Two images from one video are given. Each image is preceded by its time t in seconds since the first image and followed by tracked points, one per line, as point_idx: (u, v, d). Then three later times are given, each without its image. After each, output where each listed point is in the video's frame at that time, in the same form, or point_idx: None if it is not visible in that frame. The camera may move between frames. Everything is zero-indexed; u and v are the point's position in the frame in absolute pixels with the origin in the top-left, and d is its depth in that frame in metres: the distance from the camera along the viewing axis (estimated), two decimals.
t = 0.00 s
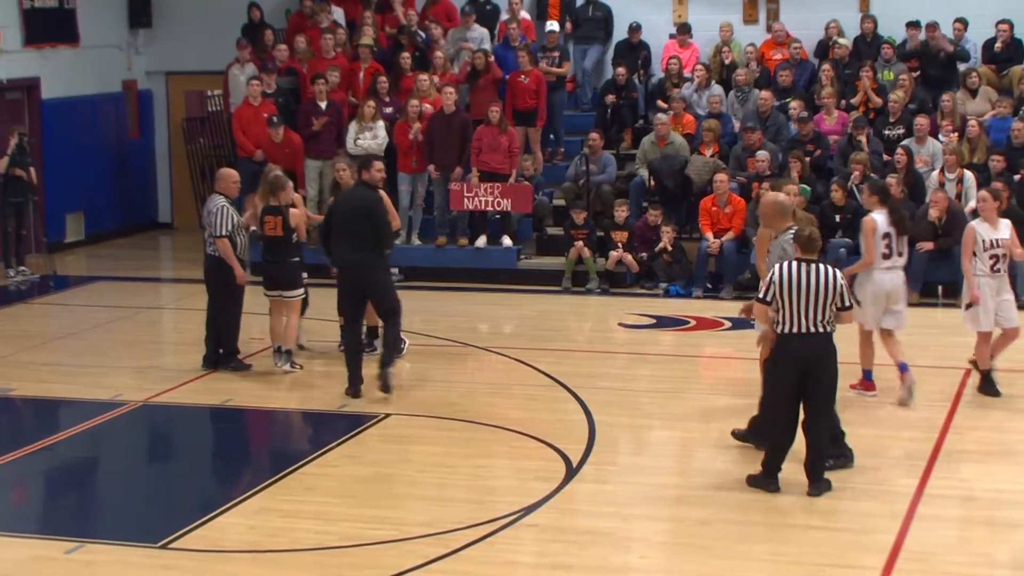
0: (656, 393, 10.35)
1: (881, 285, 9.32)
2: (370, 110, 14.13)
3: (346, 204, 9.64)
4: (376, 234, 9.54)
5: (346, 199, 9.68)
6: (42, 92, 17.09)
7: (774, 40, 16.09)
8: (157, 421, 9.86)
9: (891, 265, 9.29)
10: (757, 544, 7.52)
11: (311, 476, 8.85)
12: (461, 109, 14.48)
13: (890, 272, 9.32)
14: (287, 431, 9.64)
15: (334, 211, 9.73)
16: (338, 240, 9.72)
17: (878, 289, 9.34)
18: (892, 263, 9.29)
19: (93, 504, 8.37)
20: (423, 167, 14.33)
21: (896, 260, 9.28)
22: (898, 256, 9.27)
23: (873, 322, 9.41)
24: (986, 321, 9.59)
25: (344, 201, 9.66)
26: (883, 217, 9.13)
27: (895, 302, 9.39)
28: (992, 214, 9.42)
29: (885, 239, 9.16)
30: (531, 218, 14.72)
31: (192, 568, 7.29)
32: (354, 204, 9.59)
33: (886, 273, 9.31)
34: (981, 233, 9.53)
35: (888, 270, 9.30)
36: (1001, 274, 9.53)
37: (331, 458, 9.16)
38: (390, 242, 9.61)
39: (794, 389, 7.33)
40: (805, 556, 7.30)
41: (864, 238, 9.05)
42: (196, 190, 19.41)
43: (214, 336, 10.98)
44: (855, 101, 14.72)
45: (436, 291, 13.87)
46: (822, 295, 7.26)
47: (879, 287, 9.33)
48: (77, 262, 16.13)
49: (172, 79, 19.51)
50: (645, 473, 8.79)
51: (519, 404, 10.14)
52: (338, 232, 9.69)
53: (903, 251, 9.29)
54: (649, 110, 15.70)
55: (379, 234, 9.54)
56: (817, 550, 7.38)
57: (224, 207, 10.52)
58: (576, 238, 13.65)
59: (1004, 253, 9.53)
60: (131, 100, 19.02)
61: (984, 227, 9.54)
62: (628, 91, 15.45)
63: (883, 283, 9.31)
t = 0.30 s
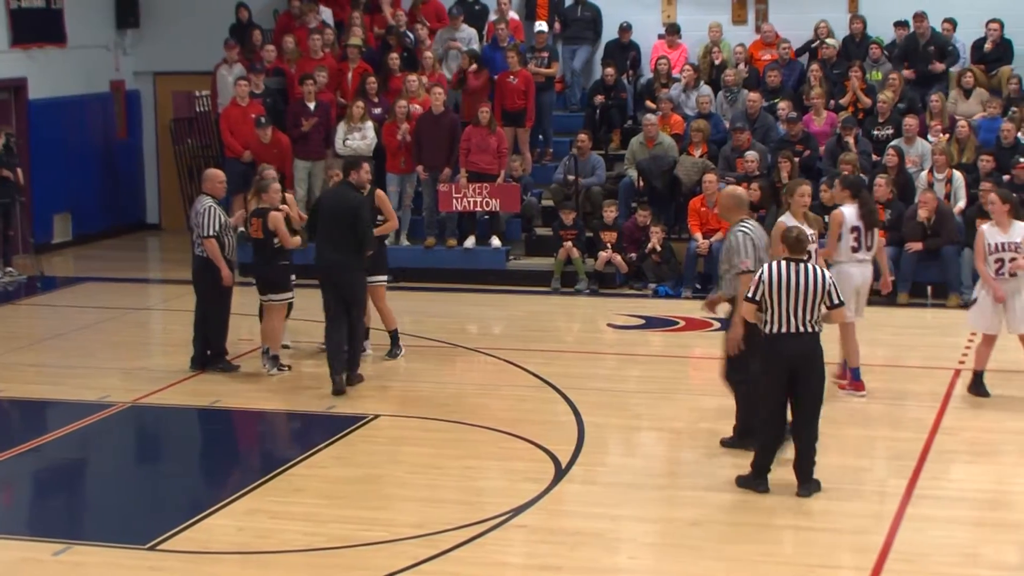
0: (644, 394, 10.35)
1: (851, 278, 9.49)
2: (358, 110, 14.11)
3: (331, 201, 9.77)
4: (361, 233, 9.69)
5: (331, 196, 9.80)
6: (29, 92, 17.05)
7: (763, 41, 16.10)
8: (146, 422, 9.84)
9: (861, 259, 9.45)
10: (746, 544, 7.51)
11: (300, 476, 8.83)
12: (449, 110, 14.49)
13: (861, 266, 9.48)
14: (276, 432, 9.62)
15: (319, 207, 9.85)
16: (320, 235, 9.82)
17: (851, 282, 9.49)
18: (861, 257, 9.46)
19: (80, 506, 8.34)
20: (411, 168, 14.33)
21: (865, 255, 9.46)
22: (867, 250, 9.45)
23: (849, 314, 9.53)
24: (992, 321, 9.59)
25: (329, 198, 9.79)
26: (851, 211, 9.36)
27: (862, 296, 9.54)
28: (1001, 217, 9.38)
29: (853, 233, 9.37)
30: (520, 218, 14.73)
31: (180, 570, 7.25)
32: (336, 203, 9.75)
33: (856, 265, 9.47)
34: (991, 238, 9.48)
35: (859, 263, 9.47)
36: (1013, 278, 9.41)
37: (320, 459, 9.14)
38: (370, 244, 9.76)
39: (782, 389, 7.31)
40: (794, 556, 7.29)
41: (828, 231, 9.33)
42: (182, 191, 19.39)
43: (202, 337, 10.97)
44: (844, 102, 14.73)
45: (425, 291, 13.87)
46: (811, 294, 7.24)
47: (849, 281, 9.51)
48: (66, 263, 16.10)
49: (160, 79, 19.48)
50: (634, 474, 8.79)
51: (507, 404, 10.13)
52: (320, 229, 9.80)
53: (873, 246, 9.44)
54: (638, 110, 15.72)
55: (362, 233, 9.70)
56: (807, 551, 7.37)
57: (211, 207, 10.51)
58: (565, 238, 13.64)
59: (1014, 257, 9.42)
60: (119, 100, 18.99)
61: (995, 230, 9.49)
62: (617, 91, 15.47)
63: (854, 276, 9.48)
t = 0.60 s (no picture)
0: (632, 395, 10.35)
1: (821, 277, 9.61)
2: (346, 111, 14.12)
3: (318, 196, 10.01)
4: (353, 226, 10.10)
5: (316, 190, 10.04)
6: (15, 93, 17.03)
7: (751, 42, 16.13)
8: (133, 424, 9.82)
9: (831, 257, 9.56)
10: (734, 545, 7.51)
11: (287, 478, 8.82)
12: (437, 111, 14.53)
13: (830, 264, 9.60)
14: (263, 434, 9.61)
15: (303, 203, 10.03)
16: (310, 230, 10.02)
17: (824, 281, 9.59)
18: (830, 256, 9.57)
19: (67, 508, 8.32)
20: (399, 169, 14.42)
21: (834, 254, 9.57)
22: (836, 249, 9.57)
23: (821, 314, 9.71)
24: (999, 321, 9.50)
25: (316, 193, 10.02)
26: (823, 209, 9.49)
27: (833, 298, 9.59)
28: (1010, 220, 9.29)
29: (823, 230, 9.51)
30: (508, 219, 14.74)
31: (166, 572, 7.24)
32: (322, 190, 10.03)
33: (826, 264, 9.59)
34: (1000, 241, 9.44)
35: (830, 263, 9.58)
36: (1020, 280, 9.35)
37: (307, 460, 9.12)
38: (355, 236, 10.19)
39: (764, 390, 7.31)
40: (781, 557, 7.29)
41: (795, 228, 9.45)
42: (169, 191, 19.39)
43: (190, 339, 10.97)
44: (831, 103, 14.78)
45: (413, 292, 13.87)
46: (791, 294, 7.25)
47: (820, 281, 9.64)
48: (54, 264, 16.08)
49: (147, 80, 19.48)
50: (622, 475, 8.78)
51: (495, 405, 10.14)
52: (311, 224, 10.00)
53: (842, 245, 9.57)
54: (625, 111, 15.75)
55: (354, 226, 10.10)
56: (794, 552, 7.37)
57: (198, 209, 10.49)
58: (553, 239, 13.65)
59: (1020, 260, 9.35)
60: (106, 102, 18.98)
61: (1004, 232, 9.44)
62: (605, 92, 15.49)
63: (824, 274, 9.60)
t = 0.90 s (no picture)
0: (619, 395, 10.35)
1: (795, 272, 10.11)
2: (333, 112, 14.12)
3: (290, 196, 10.12)
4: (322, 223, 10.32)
5: (285, 191, 10.14)
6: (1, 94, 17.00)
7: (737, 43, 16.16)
8: (119, 425, 9.80)
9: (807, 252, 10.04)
10: (721, 545, 7.51)
11: (274, 478, 8.81)
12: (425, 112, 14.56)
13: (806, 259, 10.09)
14: (249, 435, 9.60)
15: (276, 205, 10.10)
16: (286, 231, 10.13)
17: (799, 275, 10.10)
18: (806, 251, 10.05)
19: (52, 509, 8.30)
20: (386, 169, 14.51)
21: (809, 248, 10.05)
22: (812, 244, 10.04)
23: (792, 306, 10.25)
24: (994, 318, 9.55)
25: (287, 194, 10.12)
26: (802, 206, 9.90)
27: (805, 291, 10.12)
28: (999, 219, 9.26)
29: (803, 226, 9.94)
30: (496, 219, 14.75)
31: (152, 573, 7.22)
32: (294, 186, 10.20)
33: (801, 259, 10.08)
34: (990, 241, 9.45)
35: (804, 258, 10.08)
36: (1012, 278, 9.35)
37: (294, 461, 9.11)
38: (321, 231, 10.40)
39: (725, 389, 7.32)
40: (768, 557, 7.29)
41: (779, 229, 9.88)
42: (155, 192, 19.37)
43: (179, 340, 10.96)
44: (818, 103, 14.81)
45: (401, 292, 13.87)
46: (748, 293, 7.26)
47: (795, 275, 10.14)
48: (40, 265, 16.05)
49: (133, 81, 19.46)
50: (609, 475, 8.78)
51: (482, 406, 10.13)
52: (286, 225, 10.11)
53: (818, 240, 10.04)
54: (612, 111, 15.77)
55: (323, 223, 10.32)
56: (780, 552, 7.37)
57: (188, 209, 10.45)
58: (540, 240, 13.65)
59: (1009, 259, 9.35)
60: (92, 102, 18.96)
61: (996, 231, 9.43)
62: (592, 92, 15.52)
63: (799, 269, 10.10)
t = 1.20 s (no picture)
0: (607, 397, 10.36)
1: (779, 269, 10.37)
2: (321, 113, 14.11)
3: (264, 194, 10.38)
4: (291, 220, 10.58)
5: (258, 188, 10.38)
6: None
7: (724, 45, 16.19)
8: (108, 427, 9.78)
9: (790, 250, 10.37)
10: (709, 546, 7.51)
11: (263, 480, 8.80)
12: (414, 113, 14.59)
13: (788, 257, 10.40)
14: (237, 437, 9.59)
15: (250, 201, 10.33)
16: (259, 227, 10.35)
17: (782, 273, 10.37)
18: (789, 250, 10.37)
19: (39, 511, 8.28)
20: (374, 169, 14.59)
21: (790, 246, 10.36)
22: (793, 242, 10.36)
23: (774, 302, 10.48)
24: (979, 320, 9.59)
25: (260, 191, 10.37)
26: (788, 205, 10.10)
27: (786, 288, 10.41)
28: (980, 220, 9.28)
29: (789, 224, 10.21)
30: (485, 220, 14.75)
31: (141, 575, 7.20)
32: (267, 183, 10.46)
33: (785, 257, 10.39)
34: (972, 242, 9.46)
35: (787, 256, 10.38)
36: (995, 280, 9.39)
37: (283, 463, 9.10)
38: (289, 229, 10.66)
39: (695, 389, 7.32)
40: (757, 558, 7.30)
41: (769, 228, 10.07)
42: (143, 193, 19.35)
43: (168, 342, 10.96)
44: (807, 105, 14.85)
45: (390, 294, 13.87)
46: (711, 292, 7.27)
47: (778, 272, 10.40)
48: (29, 267, 16.01)
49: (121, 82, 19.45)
50: (598, 477, 8.78)
51: (471, 407, 10.14)
52: (258, 221, 10.35)
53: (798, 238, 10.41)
54: (601, 112, 15.80)
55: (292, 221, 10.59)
56: (769, 553, 7.37)
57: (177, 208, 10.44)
58: (528, 241, 13.66)
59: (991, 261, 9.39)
60: (80, 103, 18.94)
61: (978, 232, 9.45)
62: (580, 94, 15.56)
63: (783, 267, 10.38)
